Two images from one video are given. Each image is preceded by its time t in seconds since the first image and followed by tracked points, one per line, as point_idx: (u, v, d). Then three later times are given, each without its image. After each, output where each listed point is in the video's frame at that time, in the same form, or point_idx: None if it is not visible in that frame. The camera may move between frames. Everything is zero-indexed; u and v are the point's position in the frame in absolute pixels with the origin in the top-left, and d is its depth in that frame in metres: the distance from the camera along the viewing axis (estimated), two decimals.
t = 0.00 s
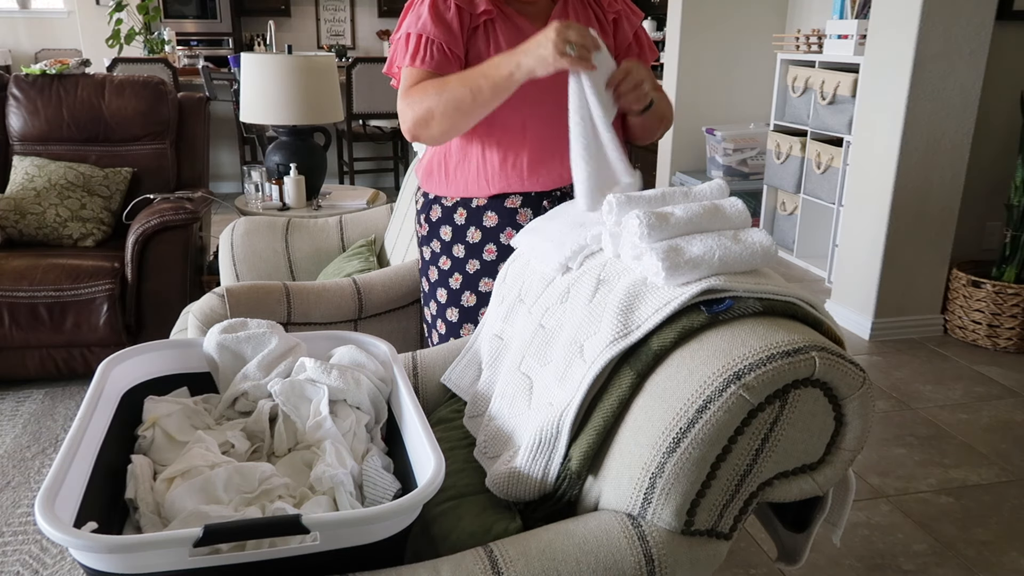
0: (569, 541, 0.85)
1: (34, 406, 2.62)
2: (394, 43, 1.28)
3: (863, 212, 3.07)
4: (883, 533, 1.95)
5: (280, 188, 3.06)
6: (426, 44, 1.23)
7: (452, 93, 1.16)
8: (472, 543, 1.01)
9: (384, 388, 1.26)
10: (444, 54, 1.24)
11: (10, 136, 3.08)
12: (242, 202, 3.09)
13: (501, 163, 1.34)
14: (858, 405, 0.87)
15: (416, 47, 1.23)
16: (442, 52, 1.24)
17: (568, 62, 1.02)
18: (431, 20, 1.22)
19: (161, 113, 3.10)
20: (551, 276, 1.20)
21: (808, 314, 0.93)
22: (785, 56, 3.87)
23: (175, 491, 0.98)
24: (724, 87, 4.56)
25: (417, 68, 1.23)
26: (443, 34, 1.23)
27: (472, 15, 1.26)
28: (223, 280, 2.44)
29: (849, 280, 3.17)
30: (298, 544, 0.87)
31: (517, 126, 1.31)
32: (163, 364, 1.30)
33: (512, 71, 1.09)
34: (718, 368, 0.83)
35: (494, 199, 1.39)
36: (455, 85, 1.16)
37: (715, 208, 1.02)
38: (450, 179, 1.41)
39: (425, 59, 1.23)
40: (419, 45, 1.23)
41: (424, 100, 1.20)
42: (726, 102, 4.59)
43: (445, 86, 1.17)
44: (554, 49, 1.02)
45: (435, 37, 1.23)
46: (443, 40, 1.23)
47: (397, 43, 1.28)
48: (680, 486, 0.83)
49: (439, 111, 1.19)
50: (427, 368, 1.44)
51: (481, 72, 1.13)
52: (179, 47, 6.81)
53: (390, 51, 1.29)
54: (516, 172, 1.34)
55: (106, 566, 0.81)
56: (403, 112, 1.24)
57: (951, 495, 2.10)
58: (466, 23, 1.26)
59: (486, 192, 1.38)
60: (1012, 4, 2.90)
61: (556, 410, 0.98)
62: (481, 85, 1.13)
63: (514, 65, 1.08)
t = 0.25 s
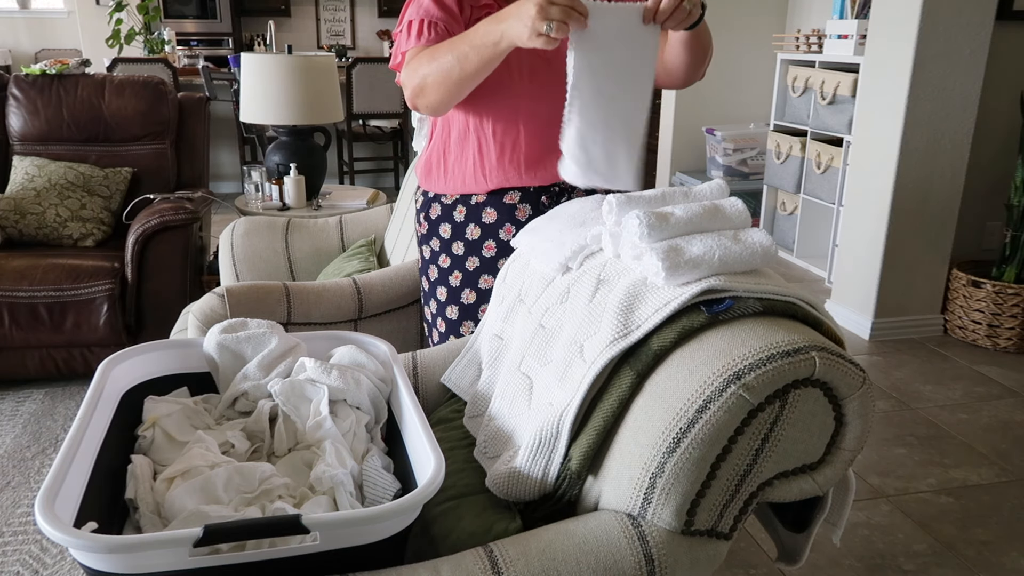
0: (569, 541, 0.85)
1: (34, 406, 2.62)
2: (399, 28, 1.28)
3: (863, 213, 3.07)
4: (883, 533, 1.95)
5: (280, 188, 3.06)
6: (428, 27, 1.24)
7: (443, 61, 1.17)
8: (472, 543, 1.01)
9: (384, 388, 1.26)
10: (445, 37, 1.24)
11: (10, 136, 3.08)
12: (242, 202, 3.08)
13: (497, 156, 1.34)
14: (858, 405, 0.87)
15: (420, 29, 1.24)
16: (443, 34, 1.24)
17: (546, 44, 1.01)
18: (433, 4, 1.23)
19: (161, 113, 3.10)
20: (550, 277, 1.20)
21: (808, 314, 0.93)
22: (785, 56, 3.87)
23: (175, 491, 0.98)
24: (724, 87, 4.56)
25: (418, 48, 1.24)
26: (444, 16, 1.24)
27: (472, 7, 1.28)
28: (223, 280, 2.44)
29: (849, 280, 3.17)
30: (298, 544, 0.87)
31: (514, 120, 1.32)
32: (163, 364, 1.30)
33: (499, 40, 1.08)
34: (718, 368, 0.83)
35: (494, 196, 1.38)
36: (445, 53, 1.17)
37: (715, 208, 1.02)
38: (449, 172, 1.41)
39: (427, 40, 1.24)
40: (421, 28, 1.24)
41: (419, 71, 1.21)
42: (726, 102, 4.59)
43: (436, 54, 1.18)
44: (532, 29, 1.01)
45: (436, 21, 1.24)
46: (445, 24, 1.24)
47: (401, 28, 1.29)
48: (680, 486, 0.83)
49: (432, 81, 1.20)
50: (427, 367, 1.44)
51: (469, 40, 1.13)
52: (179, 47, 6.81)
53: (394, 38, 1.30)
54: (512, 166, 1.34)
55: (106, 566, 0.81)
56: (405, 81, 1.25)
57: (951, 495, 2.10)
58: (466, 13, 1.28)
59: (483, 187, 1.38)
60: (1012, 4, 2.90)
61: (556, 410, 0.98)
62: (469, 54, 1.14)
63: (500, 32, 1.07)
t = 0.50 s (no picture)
0: (570, 541, 0.85)
1: (34, 406, 2.62)
2: (383, 46, 1.29)
3: (863, 213, 3.07)
4: (883, 533, 1.95)
5: (280, 188, 3.06)
6: (412, 56, 1.26)
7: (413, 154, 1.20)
8: (472, 543, 1.01)
9: (384, 388, 1.26)
10: (426, 68, 1.26)
11: (10, 136, 3.08)
12: (242, 202, 3.08)
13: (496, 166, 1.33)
14: (858, 406, 0.87)
15: (403, 58, 1.26)
16: (425, 67, 1.26)
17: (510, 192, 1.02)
18: (417, 34, 1.24)
19: (161, 113, 3.10)
20: (550, 277, 1.20)
21: (808, 314, 0.93)
22: (784, 56, 3.87)
23: (175, 491, 0.98)
24: (724, 87, 4.56)
25: (399, 84, 1.27)
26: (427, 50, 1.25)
27: (463, 20, 1.25)
28: (223, 280, 2.44)
29: (849, 280, 3.17)
30: (297, 544, 0.87)
31: (514, 129, 1.30)
32: (163, 364, 1.30)
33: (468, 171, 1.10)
34: (718, 368, 0.83)
35: (494, 200, 1.38)
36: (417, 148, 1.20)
37: (715, 208, 1.02)
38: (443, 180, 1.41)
39: (408, 73, 1.26)
40: (405, 58, 1.26)
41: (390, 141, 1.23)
42: (726, 102, 4.59)
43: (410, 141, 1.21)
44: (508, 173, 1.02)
45: (420, 51, 1.25)
46: (428, 55, 1.25)
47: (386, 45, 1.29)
48: (680, 486, 0.83)
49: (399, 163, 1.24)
50: (428, 368, 1.44)
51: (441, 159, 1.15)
52: (180, 47, 6.81)
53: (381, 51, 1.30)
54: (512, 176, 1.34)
55: (106, 566, 0.81)
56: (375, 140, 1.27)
57: (951, 495, 2.10)
58: (458, 30, 1.26)
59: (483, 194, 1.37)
60: (1012, 4, 2.90)
61: (556, 410, 0.98)
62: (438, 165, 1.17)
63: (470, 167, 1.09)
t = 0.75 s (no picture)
0: (570, 541, 0.85)
1: (34, 406, 2.62)
2: (391, 46, 1.29)
3: (863, 213, 3.07)
4: (883, 533, 1.95)
5: (280, 188, 3.06)
6: (421, 57, 1.26)
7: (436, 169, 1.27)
8: (472, 543, 1.01)
9: (384, 388, 1.26)
10: (436, 70, 1.27)
11: (10, 136, 3.08)
12: (242, 202, 3.09)
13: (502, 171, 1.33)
14: (858, 406, 0.87)
15: (411, 60, 1.27)
16: (434, 67, 1.26)
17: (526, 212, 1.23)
18: (426, 35, 1.25)
19: (161, 113, 3.10)
20: (550, 277, 1.20)
21: (808, 314, 0.93)
22: (785, 56, 3.87)
23: (175, 491, 0.98)
24: (724, 87, 4.56)
25: (409, 85, 1.28)
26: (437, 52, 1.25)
27: (472, 22, 1.26)
28: (223, 280, 2.44)
29: (849, 280, 3.17)
30: (297, 543, 0.87)
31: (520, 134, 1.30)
32: (163, 364, 1.30)
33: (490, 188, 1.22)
34: (718, 368, 0.83)
35: (497, 204, 1.38)
36: (441, 162, 1.26)
37: (715, 208, 1.02)
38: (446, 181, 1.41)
39: (419, 74, 1.27)
40: (414, 59, 1.26)
41: (411, 153, 1.28)
42: (726, 102, 4.59)
43: (433, 157, 1.27)
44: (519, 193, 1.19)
45: (431, 51, 1.25)
46: (437, 56, 1.25)
47: (393, 45, 1.30)
48: (680, 486, 0.83)
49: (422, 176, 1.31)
50: (428, 368, 1.44)
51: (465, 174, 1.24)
52: (180, 47, 6.81)
53: (385, 53, 1.30)
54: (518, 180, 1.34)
55: (106, 566, 0.81)
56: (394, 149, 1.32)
57: (951, 495, 2.10)
58: (466, 31, 1.26)
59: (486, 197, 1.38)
60: (1012, 4, 2.90)
61: (556, 410, 0.98)
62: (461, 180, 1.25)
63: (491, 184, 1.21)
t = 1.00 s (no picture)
0: (569, 541, 0.85)
1: (34, 406, 2.62)
2: (391, 47, 1.29)
3: (863, 213, 3.07)
4: (883, 533, 1.95)
5: (280, 188, 3.05)
6: (422, 57, 1.26)
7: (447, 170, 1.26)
8: (472, 542, 1.01)
9: (384, 388, 1.26)
10: (437, 70, 1.26)
11: (10, 136, 3.08)
12: (242, 202, 3.09)
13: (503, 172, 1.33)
14: (858, 406, 0.87)
15: (412, 61, 1.27)
16: (437, 67, 1.26)
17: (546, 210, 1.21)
18: (427, 34, 1.24)
19: (160, 113, 3.10)
20: (550, 277, 1.20)
21: (808, 315, 0.93)
22: (784, 56, 3.87)
23: (175, 491, 0.98)
24: (724, 87, 4.56)
25: (411, 87, 1.28)
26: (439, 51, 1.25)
27: (472, 22, 1.25)
28: (223, 280, 2.44)
29: (849, 280, 3.17)
30: (298, 543, 0.87)
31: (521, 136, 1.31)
32: (162, 364, 1.30)
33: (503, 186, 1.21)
34: (718, 368, 0.83)
35: (497, 207, 1.38)
36: (453, 163, 1.25)
37: (715, 208, 1.02)
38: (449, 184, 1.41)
39: (420, 75, 1.27)
40: (415, 59, 1.27)
41: (420, 155, 1.27)
42: (726, 102, 4.59)
43: (443, 158, 1.25)
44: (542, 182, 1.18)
45: (432, 51, 1.25)
46: (438, 55, 1.25)
47: (393, 47, 1.29)
48: (680, 486, 0.83)
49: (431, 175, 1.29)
50: (427, 368, 1.44)
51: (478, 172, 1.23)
52: (180, 47, 6.81)
53: (385, 56, 1.30)
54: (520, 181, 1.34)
55: (106, 566, 0.81)
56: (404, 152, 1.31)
57: (951, 495, 2.10)
58: (467, 30, 1.26)
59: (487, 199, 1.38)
60: (1012, 4, 2.90)
61: (556, 409, 0.98)
62: (473, 179, 1.24)
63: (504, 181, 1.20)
